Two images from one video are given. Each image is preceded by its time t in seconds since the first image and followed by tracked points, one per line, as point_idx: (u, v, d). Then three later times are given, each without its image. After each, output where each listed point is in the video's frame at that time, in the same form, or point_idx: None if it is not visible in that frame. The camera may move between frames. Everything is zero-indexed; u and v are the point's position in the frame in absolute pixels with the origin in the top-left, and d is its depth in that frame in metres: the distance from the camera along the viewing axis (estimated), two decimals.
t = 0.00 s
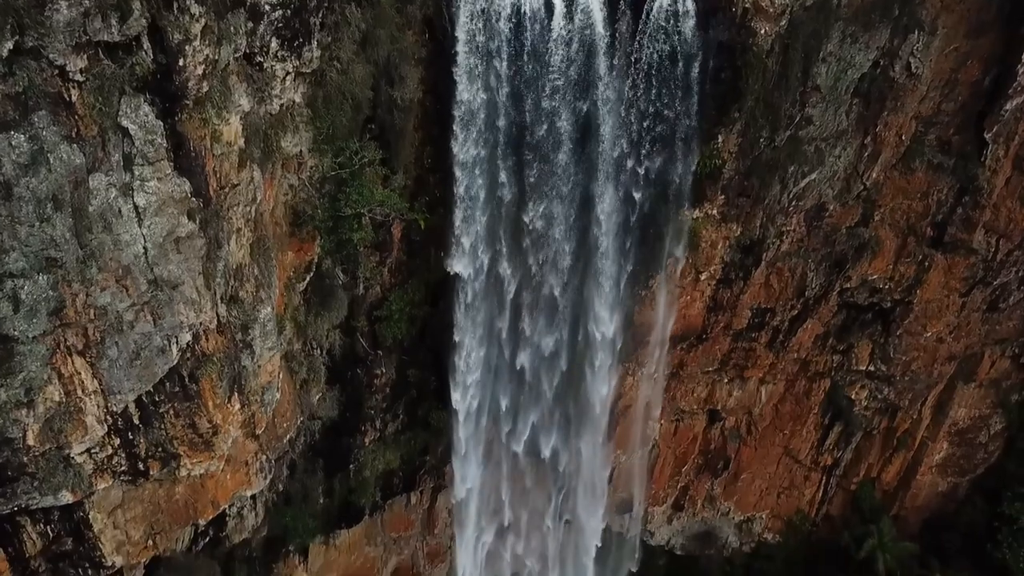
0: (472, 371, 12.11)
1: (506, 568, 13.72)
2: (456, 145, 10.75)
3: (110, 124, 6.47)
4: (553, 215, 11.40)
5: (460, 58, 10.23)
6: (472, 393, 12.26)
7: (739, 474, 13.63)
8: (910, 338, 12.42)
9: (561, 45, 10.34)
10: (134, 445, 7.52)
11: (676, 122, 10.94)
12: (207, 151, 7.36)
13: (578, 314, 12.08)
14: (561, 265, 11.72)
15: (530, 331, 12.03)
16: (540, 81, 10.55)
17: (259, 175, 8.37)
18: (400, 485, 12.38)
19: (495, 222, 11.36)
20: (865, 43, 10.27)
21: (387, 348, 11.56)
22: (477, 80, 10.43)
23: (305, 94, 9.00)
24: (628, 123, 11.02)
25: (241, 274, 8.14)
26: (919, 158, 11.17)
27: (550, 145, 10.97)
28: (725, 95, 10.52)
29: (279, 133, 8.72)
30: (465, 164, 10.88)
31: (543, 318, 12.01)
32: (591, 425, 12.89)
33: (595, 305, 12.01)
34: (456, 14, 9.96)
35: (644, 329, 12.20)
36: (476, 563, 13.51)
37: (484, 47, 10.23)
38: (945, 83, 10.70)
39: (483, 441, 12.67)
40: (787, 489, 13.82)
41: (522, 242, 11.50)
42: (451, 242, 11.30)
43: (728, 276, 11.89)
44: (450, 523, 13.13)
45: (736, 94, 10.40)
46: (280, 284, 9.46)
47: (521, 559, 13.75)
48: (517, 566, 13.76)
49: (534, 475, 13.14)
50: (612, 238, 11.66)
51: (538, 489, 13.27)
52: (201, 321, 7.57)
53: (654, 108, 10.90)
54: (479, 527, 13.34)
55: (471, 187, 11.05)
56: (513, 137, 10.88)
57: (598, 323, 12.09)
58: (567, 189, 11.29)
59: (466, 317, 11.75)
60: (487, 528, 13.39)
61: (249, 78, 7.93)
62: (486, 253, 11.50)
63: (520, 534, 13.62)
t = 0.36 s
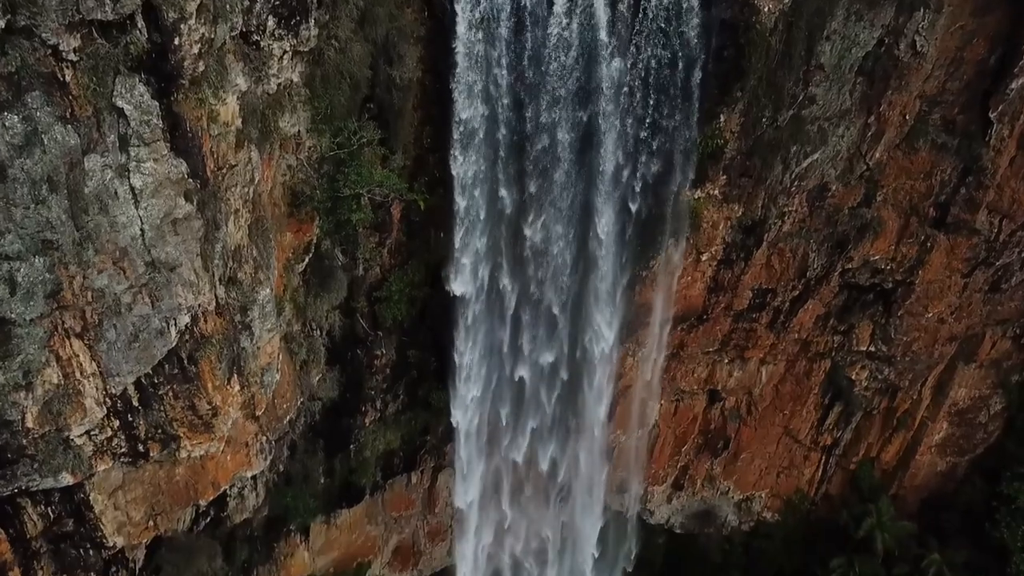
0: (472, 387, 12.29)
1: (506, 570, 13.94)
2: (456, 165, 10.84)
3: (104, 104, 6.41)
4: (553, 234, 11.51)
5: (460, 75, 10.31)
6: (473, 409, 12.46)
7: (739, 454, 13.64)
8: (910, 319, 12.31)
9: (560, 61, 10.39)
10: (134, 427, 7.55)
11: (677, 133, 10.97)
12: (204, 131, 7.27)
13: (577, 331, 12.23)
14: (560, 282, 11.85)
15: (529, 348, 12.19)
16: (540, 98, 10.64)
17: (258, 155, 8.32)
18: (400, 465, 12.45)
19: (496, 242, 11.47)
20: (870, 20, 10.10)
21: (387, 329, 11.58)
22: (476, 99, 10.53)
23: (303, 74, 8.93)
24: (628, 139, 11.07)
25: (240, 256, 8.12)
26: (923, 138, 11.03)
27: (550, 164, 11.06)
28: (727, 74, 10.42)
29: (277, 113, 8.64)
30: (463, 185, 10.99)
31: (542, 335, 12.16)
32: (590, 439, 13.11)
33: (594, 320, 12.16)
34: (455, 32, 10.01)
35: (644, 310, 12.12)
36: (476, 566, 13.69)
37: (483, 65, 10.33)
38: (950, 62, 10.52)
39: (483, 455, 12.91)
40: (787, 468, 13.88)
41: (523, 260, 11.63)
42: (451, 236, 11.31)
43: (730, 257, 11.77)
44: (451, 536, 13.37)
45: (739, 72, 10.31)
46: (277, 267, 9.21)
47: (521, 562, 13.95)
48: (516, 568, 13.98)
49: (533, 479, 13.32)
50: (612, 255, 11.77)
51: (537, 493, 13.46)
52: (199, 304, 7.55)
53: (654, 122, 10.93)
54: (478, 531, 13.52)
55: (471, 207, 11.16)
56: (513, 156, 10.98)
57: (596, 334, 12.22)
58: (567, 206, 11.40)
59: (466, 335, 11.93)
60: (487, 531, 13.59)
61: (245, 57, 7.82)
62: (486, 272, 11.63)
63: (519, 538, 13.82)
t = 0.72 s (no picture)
0: (472, 394, 12.67)
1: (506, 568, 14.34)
2: (456, 186, 11.13)
3: (99, 85, 6.35)
4: (552, 252, 11.88)
5: (461, 87, 10.55)
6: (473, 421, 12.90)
7: (739, 434, 13.64)
8: (913, 300, 12.18)
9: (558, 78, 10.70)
10: (133, 410, 7.56)
11: (676, 145, 11.17)
12: (200, 111, 7.22)
13: (574, 345, 12.64)
14: (558, 298, 12.23)
15: (528, 362, 12.59)
16: (538, 116, 10.95)
17: (255, 136, 8.24)
18: (401, 444, 12.50)
19: (496, 261, 11.85)
20: None
21: (387, 310, 11.54)
22: (476, 119, 10.82)
23: (301, 53, 8.93)
24: (626, 156, 11.35)
25: (238, 238, 8.08)
26: (926, 117, 10.91)
27: (549, 183, 11.38)
28: (730, 53, 10.41)
29: (275, 93, 8.57)
30: (463, 206, 11.29)
31: (540, 349, 12.56)
32: (587, 441, 13.48)
33: (591, 335, 12.56)
34: (454, 51, 10.27)
35: (646, 290, 12.12)
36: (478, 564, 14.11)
37: (482, 84, 10.62)
38: (956, 40, 10.37)
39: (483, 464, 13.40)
40: (786, 448, 13.85)
41: (522, 277, 11.99)
42: (451, 216, 11.32)
43: (732, 237, 11.71)
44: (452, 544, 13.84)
45: (743, 51, 10.29)
46: (275, 249, 9.11)
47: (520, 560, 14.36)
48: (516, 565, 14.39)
49: (532, 481, 13.70)
50: (609, 272, 12.11)
51: (536, 494, 13.86)
52: (198, 286, 7.55)
53: (653, 136, 11.17)
54: (479, 530, 13.93)
55: (472, 227, 11.49)
56: (512, 177, 11.30)
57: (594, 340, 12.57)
58: (565, 225, 11.74)
59: (467, 350, 12.33)
60: (488, 530, 14.01)
61: (241, 36, 7.71)
62: (486, 290, 12.02)
63: (519, 537, 14.22)
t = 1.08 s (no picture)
0: (473, 397, 12.82)
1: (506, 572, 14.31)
2: (456, 205, 11.33)
3: (94, 65, 6.27)
4: (551, 269, 12.06)
5: (462, 98, 10.70)
6: (473, 432, 13.17)
7: (739, 413, 13.67)
8: (915, 279, 12.13)
9: (559, 93, 10.87)
10: (133, 391, 7.59)
11: (673, 154, 11.26)
12: (197, 92, 7.13)
13: (572, 359, 12.83)
14: (558, 307, 12.36)
15: (528, 373, 12.79)
16: (538, 133, 11.11)
17: (253, 116, 8.20)
18: (401, 424, 12.57)
19: (495, 279, 12.01)
20: None
21: (388, 291, 11.53)
22: (476, 139, 11.01)
23: (299, 32, 8.92)
24: (625, 170, 11.47)
25: (236, 219, 8.04)
26: (931, 96, 10.79)
27: (549, 199, 11.56)
28: (733, 31, 10.36)
29: (273, 72, 8.50)
30: (463, 214, 11.44)
31: (541, 353, 12.69)
32: (587, 442, 13.60)
33: (590, 340, 12.68)
34: (453, 69, 10.47)
35: (646, 272, 11.97)
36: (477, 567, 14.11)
37: (482, 102, 10.82)
38: (962, 17, 10.18)
39: (483, 469, 13.57)
40: (786, 427, 13.86)
41: (521, 288, 12.10)
42: (450, 195, 11.26)
43: (733, 217, 11.58)
44: (452, 560, 13.99)
45: (746, 30, 10.24)
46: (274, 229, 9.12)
47: (520, 565, 14.33)
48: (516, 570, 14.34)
49: (532, 481, 13.84)
50: (607, 283, 12.22)
51: (536, 495, 13.97)
52: (196, 268, 7.52)
53: (650, 147, 11.30)
54: (479, 532, 14.00)
55: (472, 242, 11.66)
56: (512, 195, 11.49)
57: (592, 344, 12.70)
58: (565, 233, 11.87)
59: (467, 365, 12.54)
60: (488, 533, 14.06)
61: (239, 15, 7.61)
62: (486, 308, 12.18)
63: (518, 540, 14.24)
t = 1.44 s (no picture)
0: (473, 398, 13.14)
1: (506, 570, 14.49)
2: (456, 223, 11.62)
3: (88, 44, 6.22)
4: (550, 278, 12.31)
5: (463, 115, 10.93)
6: (473, 440, 13.55)
7: (739, 393, 13.68)
8: (917, 260, 12.04)
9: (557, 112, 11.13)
10: (133, 373, 7.59)
11: (670, 166, 11.36)
12: (193, 72, 7.07)
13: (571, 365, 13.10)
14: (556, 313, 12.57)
15: (527, 376, 13.05)
16: (537, 151, 11.38)
17: (250, 96, 8.09)
18: (403, 403, 12.64)
19: (495, 293, 12.31)
20: None
21: (388, 272, 11.51)
22: (477, 154, 11.24)
23: (295, 10, 8.86)
24: (623, 186, 11.68)
25: (234, 200, 8.00)
26: (936, 75, 10.62)
27: (548, 215, 11.82)
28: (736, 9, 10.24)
29: (270, 51, 8.47)
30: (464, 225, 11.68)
31: (539, 357, 12.92)
32: (584, 441, 13.88)
33: (588, 345, 12.91)
34: (451, 88, 10.71)
35: (649, 250, 11.93)
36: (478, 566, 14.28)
37: (482, 122, 11.08)
38: None
39: (483, 469, 13.83)
40: (786, 407, 13.84)
41: (521, 295, 12.37)
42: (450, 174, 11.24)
43: (735, 197, 11.52)
44: (454, 561, 14.12)
45: (748, 7, 10.14)
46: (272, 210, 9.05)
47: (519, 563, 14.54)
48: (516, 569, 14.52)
49: (531, 481, 14.08)
50: (605, 290, 12.43)
51: (535, 495, 14.18)
52: (194, 250, 7.49)
53: (648, 157, 11.40)
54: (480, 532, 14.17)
55: (473, 253, 11.90)
56: (511, 213, 11.76)
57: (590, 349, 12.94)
58: (564, 243, 12.09)
59: (468, 371, 12.85)
60: (489, 533, 14.23)
61: None
62: (486, 317, 12.46)
63: (518, 539, 14.42)
